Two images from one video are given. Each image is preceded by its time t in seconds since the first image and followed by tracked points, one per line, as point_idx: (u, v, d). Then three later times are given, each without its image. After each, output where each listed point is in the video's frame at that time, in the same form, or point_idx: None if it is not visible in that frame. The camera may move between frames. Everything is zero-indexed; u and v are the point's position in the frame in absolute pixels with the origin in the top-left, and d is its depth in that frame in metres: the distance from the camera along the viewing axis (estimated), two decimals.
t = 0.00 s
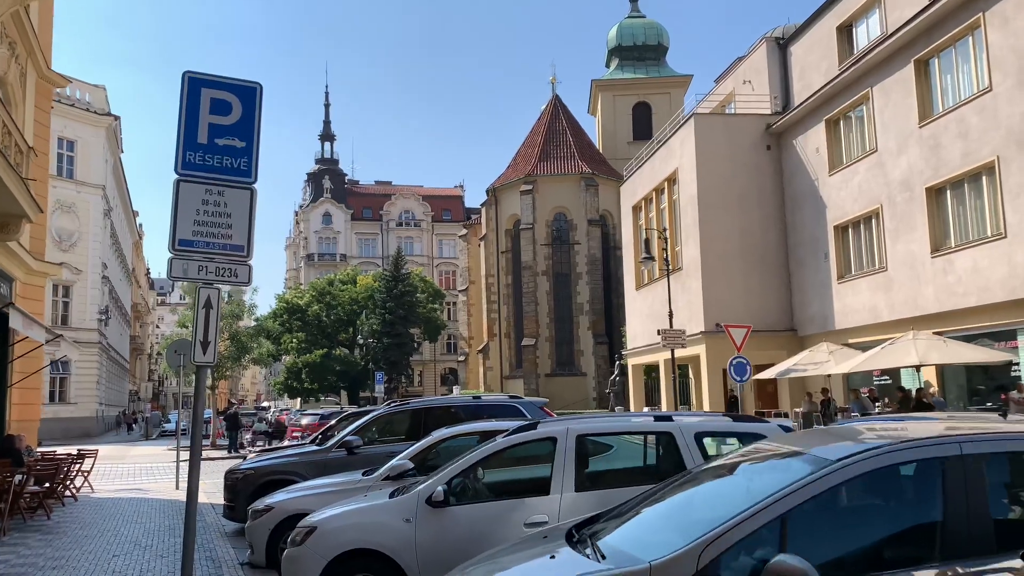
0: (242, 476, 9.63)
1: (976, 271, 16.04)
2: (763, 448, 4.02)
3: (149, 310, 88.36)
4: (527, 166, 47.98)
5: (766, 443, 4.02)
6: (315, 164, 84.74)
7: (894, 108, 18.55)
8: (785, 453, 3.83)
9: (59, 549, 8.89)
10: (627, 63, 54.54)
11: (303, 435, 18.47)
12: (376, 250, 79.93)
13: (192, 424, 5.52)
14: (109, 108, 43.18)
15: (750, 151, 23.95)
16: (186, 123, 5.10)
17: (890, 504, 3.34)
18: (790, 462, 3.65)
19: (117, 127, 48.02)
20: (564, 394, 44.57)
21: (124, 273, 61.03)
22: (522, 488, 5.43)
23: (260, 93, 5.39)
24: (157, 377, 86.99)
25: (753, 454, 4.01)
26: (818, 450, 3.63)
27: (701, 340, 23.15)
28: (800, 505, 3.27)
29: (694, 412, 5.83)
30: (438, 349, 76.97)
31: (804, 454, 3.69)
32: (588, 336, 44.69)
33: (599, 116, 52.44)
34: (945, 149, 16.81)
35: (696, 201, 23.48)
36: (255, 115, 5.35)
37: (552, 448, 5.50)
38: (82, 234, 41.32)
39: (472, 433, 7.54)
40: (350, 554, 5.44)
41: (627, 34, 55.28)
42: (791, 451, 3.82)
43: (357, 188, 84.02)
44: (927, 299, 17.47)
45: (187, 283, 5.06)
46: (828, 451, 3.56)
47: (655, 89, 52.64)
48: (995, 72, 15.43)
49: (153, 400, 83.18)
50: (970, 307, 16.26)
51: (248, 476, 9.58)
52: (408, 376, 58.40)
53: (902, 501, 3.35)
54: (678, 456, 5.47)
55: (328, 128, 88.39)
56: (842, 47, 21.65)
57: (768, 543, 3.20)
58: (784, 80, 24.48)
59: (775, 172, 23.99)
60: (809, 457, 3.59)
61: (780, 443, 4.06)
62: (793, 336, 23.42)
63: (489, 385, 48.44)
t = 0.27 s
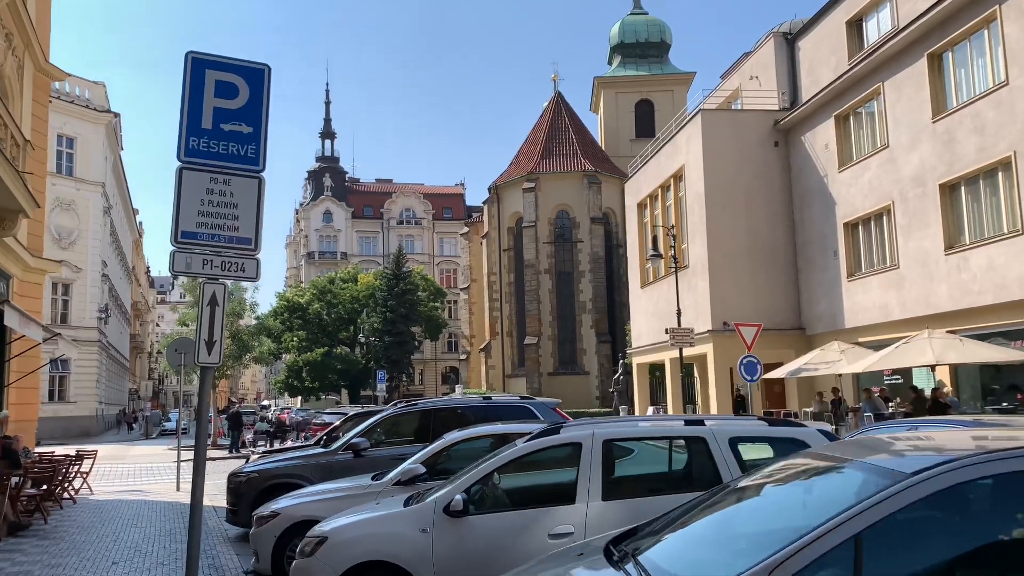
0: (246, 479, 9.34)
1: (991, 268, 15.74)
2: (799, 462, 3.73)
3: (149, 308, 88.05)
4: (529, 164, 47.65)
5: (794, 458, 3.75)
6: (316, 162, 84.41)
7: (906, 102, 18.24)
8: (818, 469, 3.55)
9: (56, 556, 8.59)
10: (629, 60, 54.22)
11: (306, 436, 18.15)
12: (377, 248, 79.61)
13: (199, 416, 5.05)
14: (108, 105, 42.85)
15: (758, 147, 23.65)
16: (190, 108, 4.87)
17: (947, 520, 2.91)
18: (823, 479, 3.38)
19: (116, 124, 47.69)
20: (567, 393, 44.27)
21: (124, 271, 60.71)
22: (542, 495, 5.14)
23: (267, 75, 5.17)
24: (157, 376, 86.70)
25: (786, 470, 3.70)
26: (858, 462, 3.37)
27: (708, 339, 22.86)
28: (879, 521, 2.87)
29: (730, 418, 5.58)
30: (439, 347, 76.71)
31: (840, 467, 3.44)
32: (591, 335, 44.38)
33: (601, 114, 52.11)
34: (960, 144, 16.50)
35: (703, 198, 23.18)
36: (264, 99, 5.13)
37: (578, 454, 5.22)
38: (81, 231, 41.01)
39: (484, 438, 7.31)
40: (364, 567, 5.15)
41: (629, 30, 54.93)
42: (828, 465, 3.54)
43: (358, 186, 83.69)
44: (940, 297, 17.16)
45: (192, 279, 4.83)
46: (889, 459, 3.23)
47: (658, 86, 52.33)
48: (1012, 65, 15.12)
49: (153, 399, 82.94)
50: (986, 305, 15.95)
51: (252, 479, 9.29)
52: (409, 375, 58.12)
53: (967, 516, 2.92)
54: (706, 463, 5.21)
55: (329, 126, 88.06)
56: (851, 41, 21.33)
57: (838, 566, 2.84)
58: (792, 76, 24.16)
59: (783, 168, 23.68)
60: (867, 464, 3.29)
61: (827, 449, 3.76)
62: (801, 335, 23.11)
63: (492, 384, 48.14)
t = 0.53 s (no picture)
0: (251, 481, 9.04)
1: (1008, 267, 15.45)
2: (835, 476, 3.50)
3: (149, 309, 87.75)
4: (532, 163, 47.35)
5: (822, 475, 3.53)
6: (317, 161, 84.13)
7: (920, 99, 17.95)
8: (845, 488, 3.37)
9: (53, 562, 8.27)
10: (633, 59, 53.94)
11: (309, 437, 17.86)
12: (378, 248, 79.31)
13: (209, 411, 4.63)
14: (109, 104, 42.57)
15: (767, 144, 23.36)
16: (199, 83, 4.63)
17: None
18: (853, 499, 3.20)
19: (117, 123, 47.40)
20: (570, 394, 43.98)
21: (125, 271, 60.46)
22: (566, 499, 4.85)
23: (280, 50, 4.92)
24: (157, 376, 86.37)
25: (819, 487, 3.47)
26: (893, 475, 3.20)
27: (716, 339, 22.56)
28: (987, 534, 2.51)
29: (768, 417, 5.29)
30: (440, 348, 76.39)
31: (870, 482, 3.27)
32: (594, 335, 44.07)
33: (604, 113, 51.82)
34: (977, 141, 16.20)
35: (711, 196, 22.88)
36: (277, 76, 4.88)
37: (607, 456, 4.93)
38: (81, 230, 40.72)
39: (499, 439, 7.00)
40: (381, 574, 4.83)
41: (632, 29, 54.60)
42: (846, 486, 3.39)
43: (359, 186, 83.36)
44: (955, 297, 16.86)
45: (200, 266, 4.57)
46: (967, 464, 2.94)
47: (662, 85, 52.02)
48: None
49: (153, 399, 82.64)
50: (1002, 305, 15.66)
51: (257, 482, 8.98)
52: (410, 375, 57.80)
53: None
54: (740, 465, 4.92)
55: (330, 125, 87.76)
56: (862, 37, 21.03)
57: None
58: (801, 73, 23.88)
59: (791, 167, 23.40)
60: (940, 469, 3.01)
61: (882, 450, 3.47)
62: (810, 335, 22.83)
63: (494, 384, 47.81)
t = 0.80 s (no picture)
0: (256, 484, 8.76)
1: None
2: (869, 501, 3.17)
3: (149, 308, 87.39)
4: (535, 161, 47.04)
5: (856, 500, 3.21)
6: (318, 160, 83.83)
7: (934, 94, 17.67)
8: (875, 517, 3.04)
9: (52, 568, 7.98)
10: (636, 57, 53.63)
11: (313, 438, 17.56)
12: (379, 247, 79.00)
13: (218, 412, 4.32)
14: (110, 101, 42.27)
15: (775, 141, 23.04)
16: (207, 62, 4.38)
17: None
18: (884, 528, 2.88)
19: (117, 121, 47.12)
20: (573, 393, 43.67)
21: (125, 270, 60.16)
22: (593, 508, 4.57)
23: (294, 25, 4.66)
24: (157, 375, 86.04)
25: (853, 513, 3.14)
26: (924, 504, 2.90)
27: (724, 339, 22.28)
28: None
29: (808, 421, 5.02)
30: (441, 347, 76.08)
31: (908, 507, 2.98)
32: (597, 335, 43.76)
33: (608, 111, 51.52)
34: (993, 137, 15.92)
35: (719, 193, 22.57)
36: (290, 55, 4.63)
37: (639, 463, 4.64)
38: (82, 228, 40.46)
39: (518, 442, 6.70)
40: None
41: (636, 27, 54.31)
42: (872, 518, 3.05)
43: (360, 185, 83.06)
44: (971, 295, 16.56)
45: (208, 258, 4.32)
46: None
47: (665, 83, 51.71)
48: None
49: (153, 398, 82.31)
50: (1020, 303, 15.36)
51: (262, 485, 8.71)
52: (412, 374, 57.48)
53: None
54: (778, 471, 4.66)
55: (331, 123, 87.46)
56: (874, 31, 20.72)
57: None
58: (810, 69, 23.59)
59: (800, 163, 23.09)
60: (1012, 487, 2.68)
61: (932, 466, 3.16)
62: (820, 335, 22.53)
63: (497, 384, 47.46)
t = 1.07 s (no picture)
0: (262, 485, 8.47)
1: None
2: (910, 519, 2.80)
3: (150, 308, 87.10)
4: (538, 160, 46.75)
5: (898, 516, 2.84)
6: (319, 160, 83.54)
7: (948, 87, 17.36)
8: (916, 540, 2.58)
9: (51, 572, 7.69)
10: (639, 55, 53.32)
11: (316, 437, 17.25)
12: (380, 247, 78.72)
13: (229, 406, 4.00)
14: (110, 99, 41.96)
15: (784, 137, 22.75)
16: (218, 25, 4.11)
17: None
18: (923, 552, 2.46)
19: (117, 119, 46.83)
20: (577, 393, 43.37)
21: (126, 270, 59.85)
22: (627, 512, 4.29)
23: None
24: (158, 375, 85.73)
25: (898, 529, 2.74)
26: (974, 518, 2.49)
27: (733, 337, 21.97)
28: None
29: (858, 417, 4.72)
30: (443, 347, 75.80)
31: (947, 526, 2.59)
32: (601, 334, 43.47)
33: (611, 109, 51.22)
34: (1010, 130, 15.62)
35: (727, 190, 22.26)
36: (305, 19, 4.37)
37: (679, 461, 4.33)
38: (82, 226, 40.15)
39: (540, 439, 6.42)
40: None
41: (639, 25, 54.01)
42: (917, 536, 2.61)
43: (361, 184, 82.76)
44: (987, 292, 16.27)
45: (219, 238, 4.04)
46: None
47: (669, 81, 51.40)
48: None
49: (154, 398, 82.10)
50: None
51: (268, 486, 8.41)
52: (414, 374, 57.19)
53: None
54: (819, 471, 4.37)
55: (332, 123, 87.18)
56: (885, 25, 20.41)
57: None
58: (819, 64, 23.29)
59: (810, 160, 22.79)
60: None
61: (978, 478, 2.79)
62: (830, 333, 22.23)
63: (499, 384, 47.13)
